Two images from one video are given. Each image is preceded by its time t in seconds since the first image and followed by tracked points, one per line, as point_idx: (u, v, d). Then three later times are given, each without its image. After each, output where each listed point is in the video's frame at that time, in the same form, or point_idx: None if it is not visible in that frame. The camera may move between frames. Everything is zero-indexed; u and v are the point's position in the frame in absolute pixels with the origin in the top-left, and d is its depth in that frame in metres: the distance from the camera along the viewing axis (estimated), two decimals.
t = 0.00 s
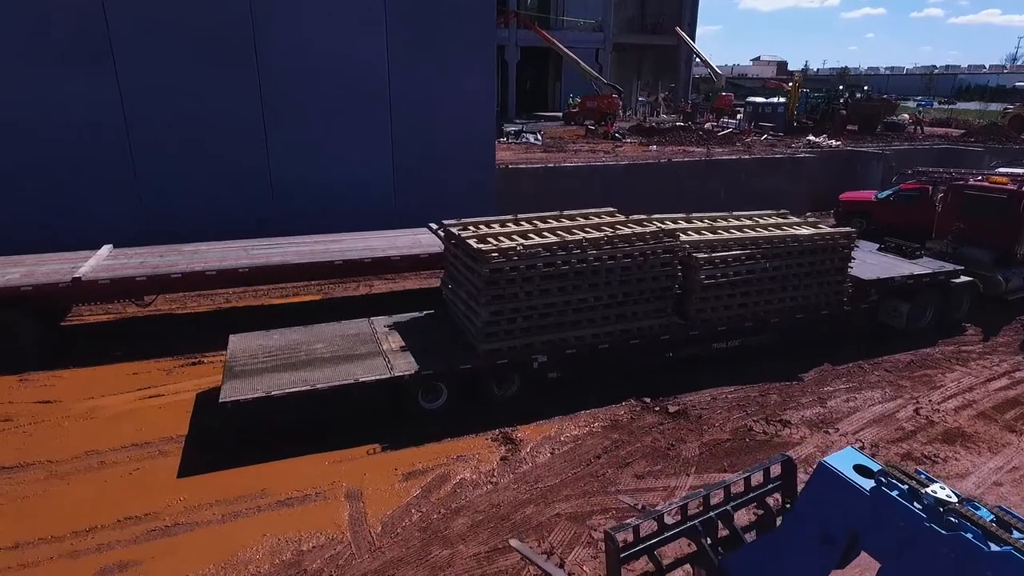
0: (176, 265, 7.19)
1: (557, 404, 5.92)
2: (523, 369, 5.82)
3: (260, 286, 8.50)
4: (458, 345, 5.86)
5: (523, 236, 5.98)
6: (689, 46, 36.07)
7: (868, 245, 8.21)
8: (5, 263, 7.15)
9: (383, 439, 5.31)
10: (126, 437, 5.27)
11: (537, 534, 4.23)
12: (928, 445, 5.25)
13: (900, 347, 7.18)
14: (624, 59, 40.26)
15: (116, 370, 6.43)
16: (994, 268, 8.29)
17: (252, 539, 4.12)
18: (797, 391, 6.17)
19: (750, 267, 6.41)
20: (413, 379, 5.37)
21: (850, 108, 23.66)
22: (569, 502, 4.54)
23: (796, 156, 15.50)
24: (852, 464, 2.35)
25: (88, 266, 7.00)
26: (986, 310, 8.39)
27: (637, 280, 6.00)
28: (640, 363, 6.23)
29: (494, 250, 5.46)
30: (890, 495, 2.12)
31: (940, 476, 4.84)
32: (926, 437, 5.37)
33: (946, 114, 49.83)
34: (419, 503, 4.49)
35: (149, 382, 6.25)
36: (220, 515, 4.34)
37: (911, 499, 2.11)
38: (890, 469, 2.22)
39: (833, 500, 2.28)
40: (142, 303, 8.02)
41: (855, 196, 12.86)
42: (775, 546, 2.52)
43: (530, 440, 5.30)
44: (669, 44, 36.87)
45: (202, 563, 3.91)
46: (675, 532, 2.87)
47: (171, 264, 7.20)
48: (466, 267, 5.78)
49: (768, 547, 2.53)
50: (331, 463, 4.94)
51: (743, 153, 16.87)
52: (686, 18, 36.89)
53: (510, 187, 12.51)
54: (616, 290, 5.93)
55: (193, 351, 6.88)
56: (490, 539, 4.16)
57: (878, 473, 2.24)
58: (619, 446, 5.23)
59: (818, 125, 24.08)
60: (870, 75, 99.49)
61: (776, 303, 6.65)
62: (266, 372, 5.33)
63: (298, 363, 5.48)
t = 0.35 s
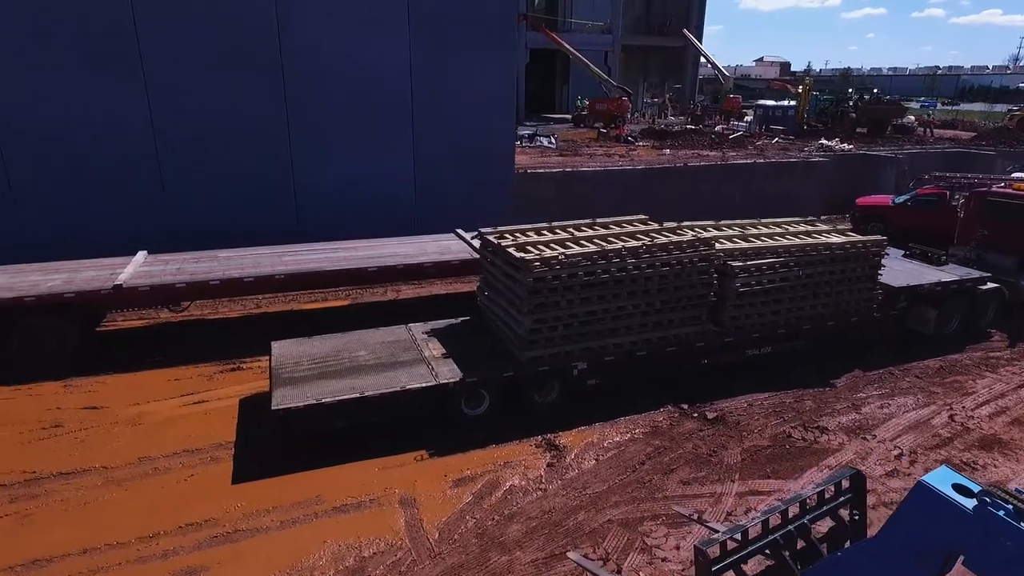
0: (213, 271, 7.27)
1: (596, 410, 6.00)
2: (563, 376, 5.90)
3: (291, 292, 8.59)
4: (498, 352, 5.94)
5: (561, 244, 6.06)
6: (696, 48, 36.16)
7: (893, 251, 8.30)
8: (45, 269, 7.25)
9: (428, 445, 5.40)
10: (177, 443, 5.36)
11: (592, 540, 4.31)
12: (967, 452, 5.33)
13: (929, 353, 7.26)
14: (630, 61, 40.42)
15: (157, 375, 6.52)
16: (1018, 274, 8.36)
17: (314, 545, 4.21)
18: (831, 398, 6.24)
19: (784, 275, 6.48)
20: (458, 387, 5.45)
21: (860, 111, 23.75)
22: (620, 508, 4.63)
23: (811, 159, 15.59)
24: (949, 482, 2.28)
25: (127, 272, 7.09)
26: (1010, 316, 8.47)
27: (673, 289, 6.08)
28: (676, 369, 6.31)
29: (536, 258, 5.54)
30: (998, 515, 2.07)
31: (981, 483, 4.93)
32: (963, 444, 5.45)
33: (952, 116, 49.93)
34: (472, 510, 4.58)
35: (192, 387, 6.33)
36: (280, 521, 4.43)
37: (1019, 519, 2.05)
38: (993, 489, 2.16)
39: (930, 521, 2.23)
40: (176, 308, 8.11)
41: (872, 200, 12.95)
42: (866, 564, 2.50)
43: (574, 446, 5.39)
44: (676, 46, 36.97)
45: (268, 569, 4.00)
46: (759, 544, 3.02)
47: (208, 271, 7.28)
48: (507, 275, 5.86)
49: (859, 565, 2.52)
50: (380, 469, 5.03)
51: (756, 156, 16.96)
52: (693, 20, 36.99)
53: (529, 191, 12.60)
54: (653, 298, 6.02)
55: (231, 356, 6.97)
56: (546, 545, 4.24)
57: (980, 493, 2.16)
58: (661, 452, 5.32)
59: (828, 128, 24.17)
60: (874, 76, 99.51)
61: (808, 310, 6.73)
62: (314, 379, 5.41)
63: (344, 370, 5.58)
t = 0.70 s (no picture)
0: (248, 279, 7.36)
1: (632, 418, 6.10)
2: (600, 384, 6.00)
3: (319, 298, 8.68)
4: (536, 361, 6.04)
5: (598, 254, 6.15)
6: (702, 51, 36.29)
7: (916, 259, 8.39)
8: (82, 277, 7.35)
9: (471, 453, 5.49)
10: (225, 450, 5.46)
11: (641, 547, 4.41)
12: (1001, 460, 5.42)
13: (954, 360, 7.35)
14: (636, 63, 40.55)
15: (197, 382, 6.62)
16: None
17: (372, 553, 4.30)
18: (863, 405, 6.33)
19: (814, 284, 6.58)
20: (499, 396, 5.55)
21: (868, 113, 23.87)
22: (666, 515, 4.73)
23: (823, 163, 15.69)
24: None
25: (164, 279, 7.19)
26: None
27: (708, 298, 6.18)
28: (709, 378, 6.41)
29: (576, 269, 5.64)
30: None
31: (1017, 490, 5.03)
32: (996, 452, 5.55)
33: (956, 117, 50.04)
34: (522, 518, 4.68)
35: (232, 395, 6.43)
36: (335, 529, 4.52)
37: None
38: None
39: (1013, 533, 2.35)
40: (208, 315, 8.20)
41: (886, 205, 13.03)
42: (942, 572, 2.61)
43: (614, 454, 5.49)
44: (682, 48, 37.10)
45: None
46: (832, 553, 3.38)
47: (243, 278, 7.37)
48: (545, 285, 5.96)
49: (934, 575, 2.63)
50: (427, 477, 5.12)
51: (768, 160, 17.07)
52: (698, 22, 37.12)
53: (547, 196, 12.71)
54: (688, 308, 6.11)
55: (267, 363, 7.06)
56: (598, 552, 4.34)
57: None
58: (700, 460, 5.42)
59: (836, 130, 24.26)
60: (875, 77, 99.60)
61: (837, 318, 6.82)
62: (358, 389, 5.50)
63: (387, 378, 5.68)
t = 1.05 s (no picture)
0: (282, 289, 7.47)
1: (666, 428, 6.21)
2: (635, 395, 6.11)
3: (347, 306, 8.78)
4: (571, 371, 6.15)
5: (631, 266, 6.26)
6: (708, 53, 36.39)
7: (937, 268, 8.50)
8: (117, 287, 7.46)
9: (511, 463, 5.60)
10: (270, 460, 5.57)
11: (686, 557, 4.52)
12: None
13: (978, 369, 7.45)
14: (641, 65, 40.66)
15: (234, 392, 6.72)
16: None
17: (425, 562, 4.41)
18: (891, 415, 6.43)
19: (842, 295, 6.69)
20: (538, 406, 5.65)
21: (876, 117, 23.96)
22: (708, 525, 4.84)
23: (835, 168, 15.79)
24: None
25: (198, 289, 7.29)
26: None
27: (739, 309, 6.29)
28: (739, 388, 6.51)
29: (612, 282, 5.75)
30: None
31: None
32: None
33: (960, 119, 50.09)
34: (567, 528, 4.79)
35: (270, 404, 6.53)
36: (386, 539, 4.63)
37: None
38: None
39: None
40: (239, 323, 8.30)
41: (900, 212, 13.12)
42: None
43: (651, 464, 5.60)
44: (688, 51, 37.19)
45: None
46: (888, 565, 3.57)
47: (277, 288, 7.48)
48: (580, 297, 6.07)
49: None
50: (470, 487, 5.23)
51: (780, 165, 17.17)
52: (704, 24, 37.21)
53: (564, 202, 12.83)
54: (720, 319, 6.22)
55: (301, 372, 7.17)
56: (645, 562, 4.46)
57: None
58: (736, 470, 5.53)
59: (844, 134, 24.35)
60: (878, 78, 99.64)
61: (864, 328, 6.92)
62: (400, 400, 5.61)
63: (427, 390, 5.79)
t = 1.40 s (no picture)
0: (305, 303, 7.56)
1: (689, 443, 6.30)
2: (658, 411, 6.21)
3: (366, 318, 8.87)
4: (595, 387, 6.25)
5: (654, 283, 6.36)
6: (712, 57, 36.45)
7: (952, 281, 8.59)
8: (144, 301, 7.58)
9: (538, 479, 5.69)
10: (301, 476, 5.66)
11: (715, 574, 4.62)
12: None
13: (994, 383, 7.52)
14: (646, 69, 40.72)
15: (261, 406, 6.82)
16: None
17: None
18: (910, 430, 6.52)
19: (861, 310, 6.78)
20: (565, 423, 5.74)
21: (882, 122, 24.00)
22: (735, 542, 4.93)
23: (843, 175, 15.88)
24: None
25: (224, 303, 7.40)
26: None
27: (760, 326, 6.39)
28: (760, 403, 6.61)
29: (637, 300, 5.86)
30: None
31: None
32: None
33: (964, 122, 50.05)
34: (597, 545, 4.88)
35: (297, 419, 6.62)
36: (421, 557, 4.73)
37: None
38: None
39: None
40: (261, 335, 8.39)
41: (910, 220, 13.21)
42: None
43: (676, 479, 5.69)
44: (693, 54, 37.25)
45: None
46: None
47: (300, 302, 7.57)
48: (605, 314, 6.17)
49: None
50: (500, 504, 5.33)
51: (788, 172, 17.25)
52: (709, 28, 37.26)
53: (575, 211, 12.93)
54: (741, 335, 6.32)
55: (326, 386, 7.26)
56: None
57: None
58: (760, 486, 5.62)
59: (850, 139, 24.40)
60: (881, 79, 99.56)
61: (882, 343, 7.02)
62: (429, 417, 5.70)
63: (454, 406, 5.89)
